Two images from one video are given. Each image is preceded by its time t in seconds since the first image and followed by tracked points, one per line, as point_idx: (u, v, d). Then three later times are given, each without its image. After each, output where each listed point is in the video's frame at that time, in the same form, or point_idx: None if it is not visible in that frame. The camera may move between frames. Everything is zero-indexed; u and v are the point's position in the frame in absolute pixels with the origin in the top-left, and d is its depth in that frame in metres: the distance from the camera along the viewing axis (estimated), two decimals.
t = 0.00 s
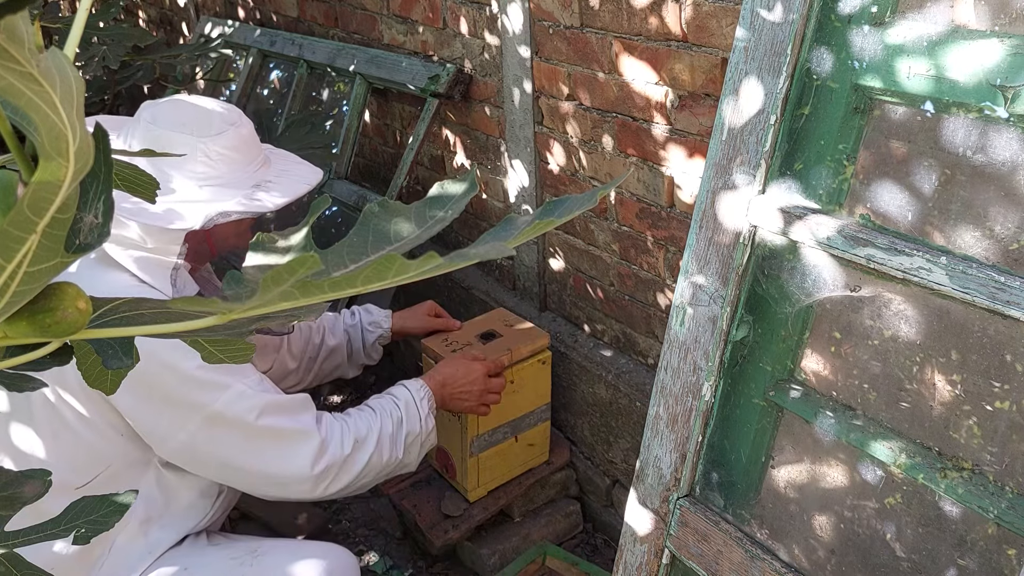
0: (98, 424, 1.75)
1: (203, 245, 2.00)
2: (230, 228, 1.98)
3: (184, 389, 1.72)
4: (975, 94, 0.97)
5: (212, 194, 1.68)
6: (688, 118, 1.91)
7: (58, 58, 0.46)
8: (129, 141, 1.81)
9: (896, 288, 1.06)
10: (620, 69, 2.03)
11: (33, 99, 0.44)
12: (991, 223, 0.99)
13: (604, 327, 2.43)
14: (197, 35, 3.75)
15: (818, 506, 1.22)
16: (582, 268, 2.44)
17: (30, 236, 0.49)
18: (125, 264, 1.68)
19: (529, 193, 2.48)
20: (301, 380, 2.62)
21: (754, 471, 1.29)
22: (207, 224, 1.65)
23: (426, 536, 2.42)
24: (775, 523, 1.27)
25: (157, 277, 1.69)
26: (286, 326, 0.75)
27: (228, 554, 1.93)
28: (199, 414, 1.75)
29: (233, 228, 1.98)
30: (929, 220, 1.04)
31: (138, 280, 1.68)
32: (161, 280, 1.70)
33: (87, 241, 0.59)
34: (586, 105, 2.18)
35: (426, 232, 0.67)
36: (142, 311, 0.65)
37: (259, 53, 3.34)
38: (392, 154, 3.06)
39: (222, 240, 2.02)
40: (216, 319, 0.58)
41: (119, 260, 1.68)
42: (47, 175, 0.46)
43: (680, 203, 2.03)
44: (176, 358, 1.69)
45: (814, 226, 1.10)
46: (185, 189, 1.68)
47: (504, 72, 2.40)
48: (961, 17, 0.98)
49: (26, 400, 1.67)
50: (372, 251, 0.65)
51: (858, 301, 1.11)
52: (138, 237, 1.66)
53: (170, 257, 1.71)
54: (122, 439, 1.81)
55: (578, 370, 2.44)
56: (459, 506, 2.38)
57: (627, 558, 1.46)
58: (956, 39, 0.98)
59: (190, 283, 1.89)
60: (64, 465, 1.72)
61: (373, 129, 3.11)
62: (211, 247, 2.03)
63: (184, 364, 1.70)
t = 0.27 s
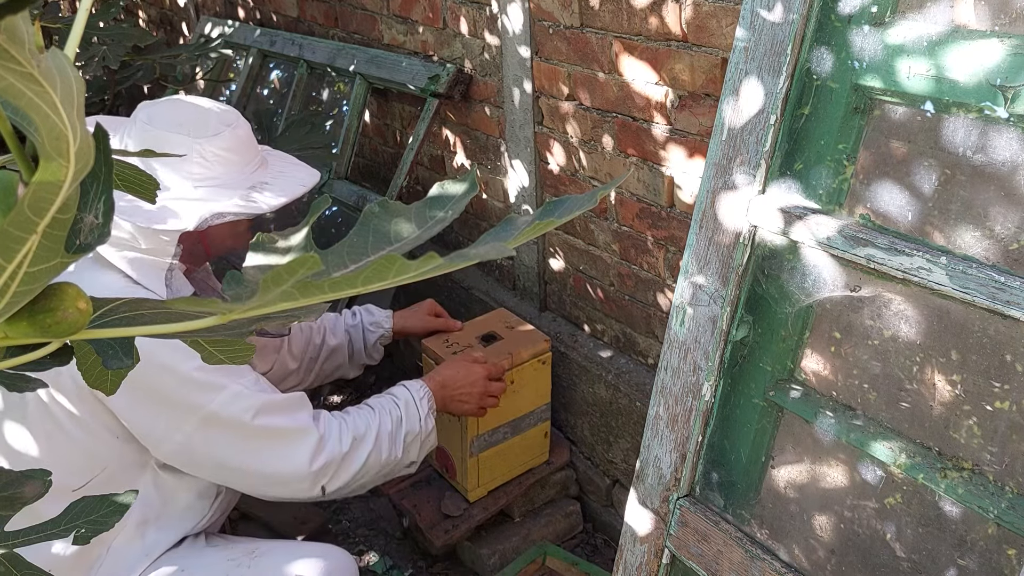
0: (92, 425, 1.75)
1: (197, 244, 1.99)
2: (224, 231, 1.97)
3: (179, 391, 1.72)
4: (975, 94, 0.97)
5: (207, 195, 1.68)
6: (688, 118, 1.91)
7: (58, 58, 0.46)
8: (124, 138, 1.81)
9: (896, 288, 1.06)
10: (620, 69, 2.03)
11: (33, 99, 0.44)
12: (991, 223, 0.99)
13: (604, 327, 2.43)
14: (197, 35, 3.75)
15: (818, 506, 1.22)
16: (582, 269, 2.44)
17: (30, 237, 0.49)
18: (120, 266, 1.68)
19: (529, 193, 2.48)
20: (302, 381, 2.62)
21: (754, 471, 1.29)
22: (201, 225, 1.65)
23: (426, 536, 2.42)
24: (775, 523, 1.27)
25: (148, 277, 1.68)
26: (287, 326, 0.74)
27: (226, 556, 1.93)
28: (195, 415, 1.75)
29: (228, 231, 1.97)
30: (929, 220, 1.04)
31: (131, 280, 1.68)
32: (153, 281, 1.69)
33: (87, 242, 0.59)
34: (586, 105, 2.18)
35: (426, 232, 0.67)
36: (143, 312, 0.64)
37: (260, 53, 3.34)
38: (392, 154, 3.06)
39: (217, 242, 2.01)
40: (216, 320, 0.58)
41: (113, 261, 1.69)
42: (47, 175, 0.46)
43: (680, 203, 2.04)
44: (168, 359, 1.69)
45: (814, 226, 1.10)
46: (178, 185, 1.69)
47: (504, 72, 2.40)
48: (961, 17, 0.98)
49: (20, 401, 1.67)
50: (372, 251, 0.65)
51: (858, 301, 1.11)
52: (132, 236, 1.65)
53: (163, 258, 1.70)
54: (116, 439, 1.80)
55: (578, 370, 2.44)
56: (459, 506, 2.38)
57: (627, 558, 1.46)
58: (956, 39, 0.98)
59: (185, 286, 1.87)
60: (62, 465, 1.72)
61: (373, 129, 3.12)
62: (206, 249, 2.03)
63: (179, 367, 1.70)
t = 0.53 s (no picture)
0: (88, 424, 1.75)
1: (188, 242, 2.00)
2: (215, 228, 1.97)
3: (176, 384, 1.72)
4: (976, 94, 0.97)
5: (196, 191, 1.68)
6: (688, 118, 1.91)
7: (58, 58, 0.46)
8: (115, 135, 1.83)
9: (896, 288, 1.06)
10: (620, 69, 2.03)
11: (33, 100, 0.44)
12: (991, 223, 0.99)
13: (604, 327, 2.43)
14: (197, 35, 3.75)
15: (818, 506, 1.22)
16: (582, 269, 2.44)
17: (30, 237, 0.49)
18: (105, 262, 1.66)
19: (529, 192, 2.48)
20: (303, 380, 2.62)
21: (754, 471, 1.29)
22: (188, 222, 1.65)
23: (426, 536, 2.42)
24: (775, 523, 1.27)
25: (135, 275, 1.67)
26: (287, 326, 0.75)
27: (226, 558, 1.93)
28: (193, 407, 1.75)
29: (218, 227, 1.97)
30: (929, 220, 1.04)
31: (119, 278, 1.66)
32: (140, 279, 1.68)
33: (87, 242, 0.59)
34: (586, 105, 2.18)
35: (426, 232, 0.67)
36: (143, 312, 0.64)
37: (260, 53, 3.34)
38: (392, 154, 3.06)
39: (208, 240, 2.01)
40: (216, 320, 0.58)
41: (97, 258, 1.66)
42: (47, 175, 0.46)
43: (680, 202, 2.04)
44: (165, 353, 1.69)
45: (814, 226, 1.10)
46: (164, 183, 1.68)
47: (504, 72, 2.40)
48: (961, 17, 0.98)
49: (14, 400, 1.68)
50: (372, 251, 0.65)
51: (858, 301, 1.11)
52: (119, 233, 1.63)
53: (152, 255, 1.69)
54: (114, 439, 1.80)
55: (578, 370, 2.44)
56: (459, 506, 2.37)
57: (627, 558, 1.46)
58: (956, 40, 0.98)
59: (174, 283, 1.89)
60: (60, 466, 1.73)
61: (373, 129, 3.12)
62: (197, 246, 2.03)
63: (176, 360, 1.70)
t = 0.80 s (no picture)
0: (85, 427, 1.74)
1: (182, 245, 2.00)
2: (208, 230, 1.98)
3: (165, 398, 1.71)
4: (976, 94, 0.97)
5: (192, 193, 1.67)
6: (688, 118, 1.91)
7: (58, 58, 0.46)
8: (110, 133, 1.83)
9: (896, 288, 1.06)
10: (620, 69, 2.03)
11: (33, 99, 0.44)
12: (991, 223, 0.99)
13: (604, 327, 2.43)
14: (197, 35, 3.75)
15: (818, 506, 1.22)
16: (582, 269, 2.44)
17: (30, 236, 0.49)
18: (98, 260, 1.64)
19: (529, 193, 2.48)
20: (295, 377, 2.59)
21: (754, 471, 1.29)
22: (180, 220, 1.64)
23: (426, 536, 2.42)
24: (775, 523, 1.27)
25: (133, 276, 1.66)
26: (286, 326, 0.75)
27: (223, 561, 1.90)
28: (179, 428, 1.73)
29: (212, 229, 1.97)
30: (929, 220, 1.04)
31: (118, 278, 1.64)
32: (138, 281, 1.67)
33: (87, 241, 0.59)
34: (586, 105, 2.18)
35: (426, 232, 0.67)
36: (143, 311, 0.64)
37: (260, 53, 3.34)
38: (392, 154, 3.06)
39: (201, 243, 2.02)
40: (215, 319, 0.58)
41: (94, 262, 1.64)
42: (47, 175, 0.46)
43: (680, 203, 2.04)
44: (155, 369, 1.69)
45: (814, 226, 1.10)
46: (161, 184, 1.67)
47: (504, 72, 2.40)
48: (961, 17, 0.98)
49: (7, 398, 1.68)
50: (372, 250, 0.65)
51: (858, 301, 1.11)
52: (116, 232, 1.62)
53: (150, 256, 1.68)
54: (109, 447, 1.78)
55: (578, 370, 2.44)
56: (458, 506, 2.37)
57: (627, 558, 1.46)
58: (956, 40, 0.98)
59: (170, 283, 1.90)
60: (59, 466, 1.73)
61: (372, 129, 3.12)
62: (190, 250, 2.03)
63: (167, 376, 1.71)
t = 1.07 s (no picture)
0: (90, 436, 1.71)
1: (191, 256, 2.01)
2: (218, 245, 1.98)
3: (178, 415, 1.72)
4: (975, 94, 0.97)
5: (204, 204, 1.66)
6: (688, 118, 1.91)
7: (58, 58, 0.46)
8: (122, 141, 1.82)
9: (896, 288, 1.06)
10: (620, 69, 2.03)
11: (33, 99, 0.44)
12: (991, 223, 0.99)
13: (604, 327, 2.43)
14: (197, 35, 3.75)
15: (818, 506, 1.22)
16: (582, 269, 2.44)
17: (30, 236, 0.49)
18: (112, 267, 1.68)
19: (529, 193, 2.48)
20: (287, 376, 2.59)
21: (754, 471, 1.29)
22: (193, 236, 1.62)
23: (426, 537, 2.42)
24: (775, 523, 1.27)
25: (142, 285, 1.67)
26: (286, 326, 0.75)
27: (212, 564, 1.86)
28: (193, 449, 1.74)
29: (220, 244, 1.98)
30: (929, 220, 1.04)
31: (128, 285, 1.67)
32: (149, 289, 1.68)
33: (86, 241, 0.59)
34: (586, 105, 2.18)
35: (426, 232, 0.67)
36: (143, 311, 0.64)
37: (259, 53, 3.34)
38: (392, 154, 3.06)
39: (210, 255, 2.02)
40: (215, 320, 0.58)
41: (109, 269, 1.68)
42: (47, 175, 0.46)
43: (680, 203, 2.04)
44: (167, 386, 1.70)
45: (814, 226, 1.10)
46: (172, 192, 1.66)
47: (504, 72, 2.41)
48: (961, 17, 0.98)
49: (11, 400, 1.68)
50: (371, 251, 0.65)
51: (858, 301, 1.11)
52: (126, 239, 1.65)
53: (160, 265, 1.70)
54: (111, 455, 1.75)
55: (578, 370, 2.44)
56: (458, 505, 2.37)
57: (627, 558, 1.46)
58: (956, 40, 0.98)
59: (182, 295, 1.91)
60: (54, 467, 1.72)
61: (372, 129, 3.12)
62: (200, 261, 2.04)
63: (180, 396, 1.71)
